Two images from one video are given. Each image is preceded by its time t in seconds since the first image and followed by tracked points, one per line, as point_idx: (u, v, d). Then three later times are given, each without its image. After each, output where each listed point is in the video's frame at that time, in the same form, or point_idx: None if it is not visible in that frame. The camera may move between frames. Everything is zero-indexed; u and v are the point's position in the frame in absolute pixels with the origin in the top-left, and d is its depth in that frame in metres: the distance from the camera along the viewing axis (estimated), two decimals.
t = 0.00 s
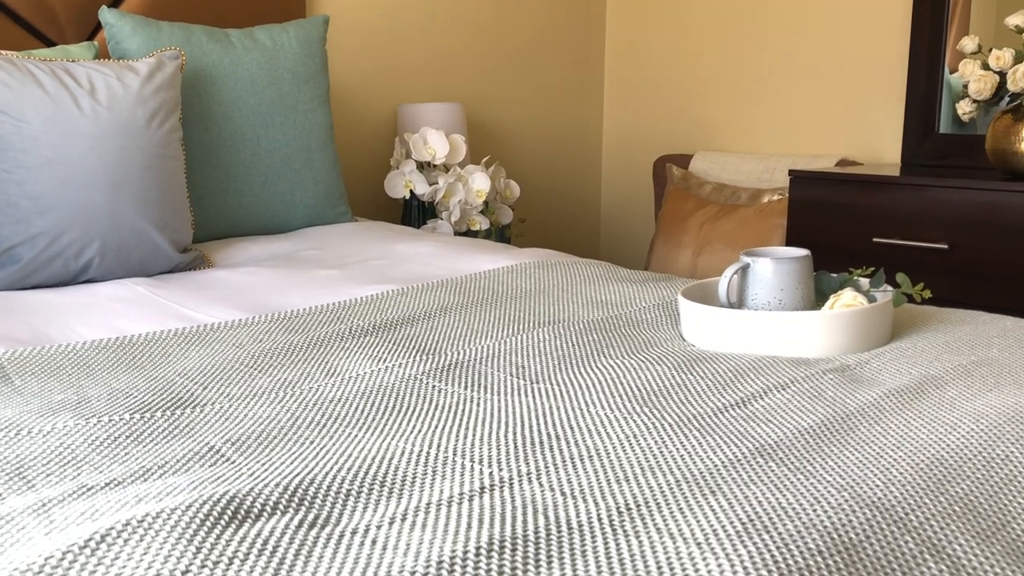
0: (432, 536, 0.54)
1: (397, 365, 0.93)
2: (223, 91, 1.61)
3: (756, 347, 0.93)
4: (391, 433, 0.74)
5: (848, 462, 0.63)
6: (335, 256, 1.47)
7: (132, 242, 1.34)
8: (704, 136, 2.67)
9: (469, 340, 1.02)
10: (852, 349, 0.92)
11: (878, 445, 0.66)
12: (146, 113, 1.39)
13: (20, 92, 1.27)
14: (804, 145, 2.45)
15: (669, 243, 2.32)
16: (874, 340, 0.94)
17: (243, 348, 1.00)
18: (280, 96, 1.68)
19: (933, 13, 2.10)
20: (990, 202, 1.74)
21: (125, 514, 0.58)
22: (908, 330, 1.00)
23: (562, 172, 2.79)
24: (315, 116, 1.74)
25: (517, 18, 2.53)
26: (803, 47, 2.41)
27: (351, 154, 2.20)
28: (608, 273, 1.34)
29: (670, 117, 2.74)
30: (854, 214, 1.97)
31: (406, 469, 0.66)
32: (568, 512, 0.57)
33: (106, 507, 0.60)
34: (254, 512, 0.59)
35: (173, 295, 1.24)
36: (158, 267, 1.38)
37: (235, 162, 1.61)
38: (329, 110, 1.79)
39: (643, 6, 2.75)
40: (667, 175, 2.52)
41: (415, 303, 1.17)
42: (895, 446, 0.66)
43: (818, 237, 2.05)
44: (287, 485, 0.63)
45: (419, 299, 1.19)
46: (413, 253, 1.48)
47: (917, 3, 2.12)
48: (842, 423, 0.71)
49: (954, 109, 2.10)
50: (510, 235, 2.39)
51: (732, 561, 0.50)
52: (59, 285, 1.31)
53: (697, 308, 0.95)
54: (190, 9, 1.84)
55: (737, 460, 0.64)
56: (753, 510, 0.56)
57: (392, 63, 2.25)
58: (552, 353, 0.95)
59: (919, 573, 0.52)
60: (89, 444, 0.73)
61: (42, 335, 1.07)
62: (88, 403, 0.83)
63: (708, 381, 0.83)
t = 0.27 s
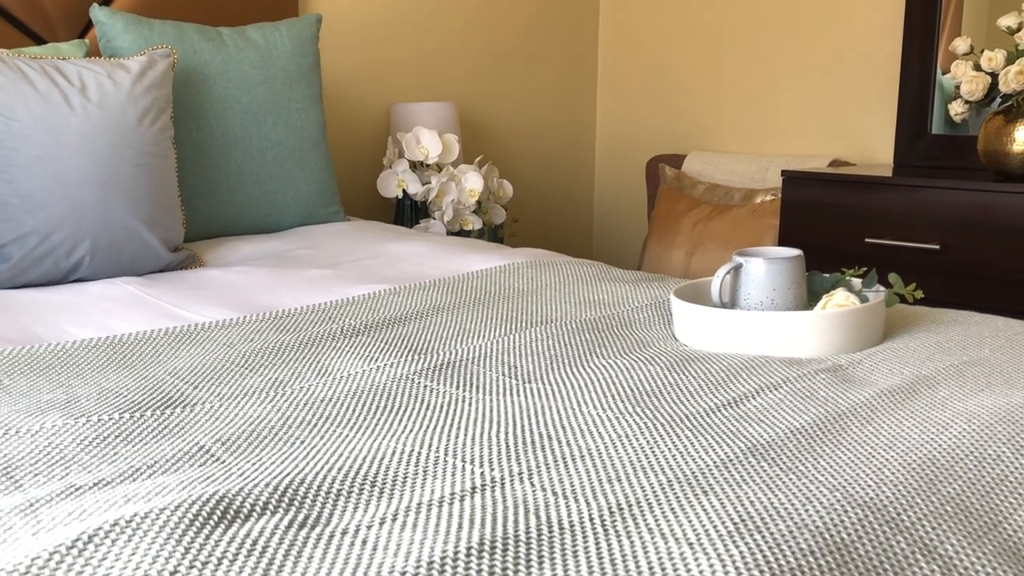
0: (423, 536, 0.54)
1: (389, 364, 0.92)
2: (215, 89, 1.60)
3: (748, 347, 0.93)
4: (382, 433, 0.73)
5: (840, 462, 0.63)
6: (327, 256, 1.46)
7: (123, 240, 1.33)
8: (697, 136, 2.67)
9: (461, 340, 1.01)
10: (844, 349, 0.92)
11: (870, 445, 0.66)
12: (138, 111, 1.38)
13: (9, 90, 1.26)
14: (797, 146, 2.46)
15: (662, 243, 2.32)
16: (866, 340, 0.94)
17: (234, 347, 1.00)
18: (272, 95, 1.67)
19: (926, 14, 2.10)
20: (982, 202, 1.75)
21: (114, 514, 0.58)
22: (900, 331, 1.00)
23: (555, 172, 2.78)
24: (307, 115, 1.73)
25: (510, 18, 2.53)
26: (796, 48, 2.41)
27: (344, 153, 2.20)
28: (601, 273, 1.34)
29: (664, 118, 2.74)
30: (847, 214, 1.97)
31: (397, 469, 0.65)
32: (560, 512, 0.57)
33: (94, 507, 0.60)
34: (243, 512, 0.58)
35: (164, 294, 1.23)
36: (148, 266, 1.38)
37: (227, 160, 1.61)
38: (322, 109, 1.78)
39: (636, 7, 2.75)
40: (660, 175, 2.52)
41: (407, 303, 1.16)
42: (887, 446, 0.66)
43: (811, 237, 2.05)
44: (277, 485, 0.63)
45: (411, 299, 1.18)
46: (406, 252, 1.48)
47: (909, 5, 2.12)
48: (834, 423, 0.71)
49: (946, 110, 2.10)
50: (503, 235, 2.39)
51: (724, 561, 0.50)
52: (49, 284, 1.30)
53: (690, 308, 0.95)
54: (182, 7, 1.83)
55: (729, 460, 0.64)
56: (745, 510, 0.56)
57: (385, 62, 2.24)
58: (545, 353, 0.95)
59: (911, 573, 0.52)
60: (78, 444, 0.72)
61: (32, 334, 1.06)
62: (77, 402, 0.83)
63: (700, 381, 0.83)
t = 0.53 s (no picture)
0: (411, 539, 0.54)
1: (379, 365, 0.92)
2: (205, 89, 1.59)
3: (739, 347, 0.92)
4: (372, 434, 0.73)
5: (830, 463, 0.63)
6: (318, 256, 1.46)
7: (112, 240, 1.32)
8: (689, 136, 2.67)
9: (451, 340, 1.01)
10: (834, 349, 0.92)
11: (860, 446, 0.66)
12: (127, 110, 1.37)
13: None
14: (788, 145, 2.46)
15: (653, 243, 2.33)
16: (856, 340, 0.94)
17: (223, 348, 0.99)
18: (263, 94, 1.66)
19: (917, 14, 2.11)
20: (972, 202, 1.75)
21: (99, 517, 0.57)
22: (891, 331, 1.00)
23: (546, 171, 2.78)
24: (298, 115, 1.73)
25: (502, 18, 2.53)
26: (788, 49, 2.41)
27: (335, 153, 2.19)
28: (592, 273, 1.34)
29: (655, 118, 2.74)
30: (838, 214, 1.98)
31: (386, 471, 0.65)
32: (549, 514, 0.57)
33: (80, 510, 0.59)
34: (230, 515, 0.58)
35: (154, 295, 1.22)
36: (138, 266, 1.37)
37: (217, 160, 1.60)
38: (313, 109, 1.78)
39: (628, 7, 2.75)
40: (652, 175, 2.52)
41: (398, 303, 1.16)
42: (877, 446, 0.66)
43: (802, 237, 2.05)
44: (265, 487, 0.62)
45: (402, 299, 1.18)
46: (397, 252, 1.47)
47: (900, 5, 2.13)
48: (824, 424, 0.71)
49: (937, 110, 2.11)
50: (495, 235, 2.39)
51: (713, 563, 0.50)
52: (37, 284, 1.29)
53: (681, 308, 0.95)
54: (172, 6, 1.82)
55: (719, 461, 0.64)
56: (735, 511, 0.55)
57: (376, 61, 2.24)
58: (535, 354, 0.94)
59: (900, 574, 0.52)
60: (64, 446, 0.72)
61: (19, 335, 1.05)
62: (64, 404, 0.82)
63: (691, 381, 0.83)
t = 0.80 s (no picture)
0: (400, 538, 0.53)
1: (369, 363, 0.92)
2: (195, 86, 1.58)
3: (730, 345, 0.92)
4: (362, 432, 0.73)
5: (822, 460, 0.63)
6: (308, 254, 1.45)
7: (101, 238, 1.31)
8: (680, 134, 2.67)
9: (442, 338, 1.00)
10: (826, 347, 0.92)
11: (851, 443, 0.66)
12: (116, 108, 1.36)
13: None
14: (780, 144, 2.46)
15: (645, 241, 2.33)
16: (848, 337, 0.93)
17: (212, 346, 0.99)
18: (253, 92, 1.66)
19: (908, 13, 2.11)
20: (963, 201, 1.76)
21: (85, 517, 0.57)
22: (882, 328, 1.00)
23: (538, 169, 2.78)
24: (289, 113, 1.72)
25: (494, 16, 2.52)
26: (779, 47, 2.41)
27: (326, 151, 2.18)
28: (584, 271, 1.33)
29: (647, 116, 2.74)
30: (829, 213, 1.98)
31: (375, 469, 0.64)
32: (539, 512, 0.56)
33: (65, 509, 0.59)
34: (218, 514, 0.57)
35: (143, 293, 1.22)
36: (127, 264, 1.36)
37: (207, 158, 1.59)
38: (303, 106, 1.77)
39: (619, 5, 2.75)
40: (644, 173, 2.52)
41: (389, 301, 1.15)
42: (868, 443, 0.66)
43: (794, 235, 2.05)
44: (253, 486, 0.62)
45: (392, 297, 1.17)
46: (388, 250, 1.47)
47: (891, 4, 2.13)
48: (816, 421, 0.71)
49: (927, 109, 2.11)
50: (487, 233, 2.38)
51: (704, 561, 0.50)
52: (25, 282, 1.28)
53: (672, 306, 0.94)
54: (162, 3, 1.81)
55: (710, 458, 0.63)
56: (726, 509, 0.55)
57: (367, 59, 2.23)
58: (527, 351, 0.94)
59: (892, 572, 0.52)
60: (51, 445, 0.71)
61: (7, 334, 1.04)
62: (51, 403, 0.81)
63: (682, 379, 0.83)
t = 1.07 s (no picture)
0: (389, 535, 0.53)
1: (359, 361, 0.91)
2: (185, 83, 1.57)
3: (721, 342, 0.92)
4: (351, 430, 0.72)
5: (812, 456, 0.63)
6: (298, 251, 1.44)
7: (90, 235, 1.30)
8: (672, 132, 2.67)
9: (432, 336, 1.00)
10: (816, 343, 0.92)
11: (841, 440, 0.66)
12: (104, 104, 1.35)
13: None
14: (771, 141, 2.46)
15: (637, 239, 2.33)
16: (838, 334, 0.93)
17: (201, 343, 0.98)
18: (242, 89, 1.65)
19: (898, 10, 2.11)
20: (953, 198, 1.76)
21: (70, 515, 0.56)
22: (872, 325, 1.00)
23: (530, 167, 2.77)
24: (279, 109, 1.71)
25: (485, 13, 2.52)
26: (771, 45, 2.41)
27: (317, 148, 2.18)
28: (574, 268, 1.33)
29: (638, 114, 2.74)
30: (820, 210, 1.98)
31: (364, 467, 0.64)
32: (529, 509, 0.56)
33: (50, 508, 0.58)
34: (205, 512, 0.57)
35: (132, 290, 1.21)
36: (116, 261, 1.35)
37: (196, 155, 1.58)
38: (293, 103, 1.76)
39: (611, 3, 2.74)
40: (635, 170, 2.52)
41: (379, 298, 1.15)
42: (858, 440, 0.66)
43: (785, 233, 2.05)
44: (240, 483, 0.61)
45: (383, 294, 1.17)
46: (378, 248, 1.46)
47: (882, 2, 2.13)
48: (806, 417, 0.71)
49: (918, 106, 2.12)
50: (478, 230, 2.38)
51: (693, 558, 0.49)
52: (13, 280, 1.27)
53: (663, 302, 0.94)
54: None
55: (700, 455, 0.63)
56: (715, 506, 0.55)
57: (358, 56, 2.22)
58: (517, 349, 0.94)
59: (882, 568, 0.52)
60: (36, 443, 0.70)
61: None
62: (38, 401, 0.81)
63: (672, 376, 0.82)
